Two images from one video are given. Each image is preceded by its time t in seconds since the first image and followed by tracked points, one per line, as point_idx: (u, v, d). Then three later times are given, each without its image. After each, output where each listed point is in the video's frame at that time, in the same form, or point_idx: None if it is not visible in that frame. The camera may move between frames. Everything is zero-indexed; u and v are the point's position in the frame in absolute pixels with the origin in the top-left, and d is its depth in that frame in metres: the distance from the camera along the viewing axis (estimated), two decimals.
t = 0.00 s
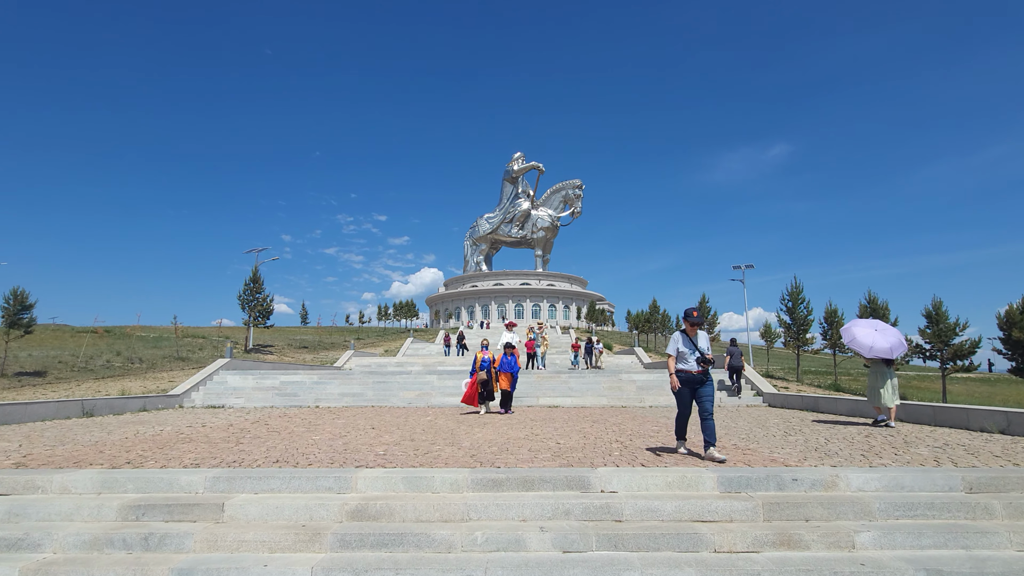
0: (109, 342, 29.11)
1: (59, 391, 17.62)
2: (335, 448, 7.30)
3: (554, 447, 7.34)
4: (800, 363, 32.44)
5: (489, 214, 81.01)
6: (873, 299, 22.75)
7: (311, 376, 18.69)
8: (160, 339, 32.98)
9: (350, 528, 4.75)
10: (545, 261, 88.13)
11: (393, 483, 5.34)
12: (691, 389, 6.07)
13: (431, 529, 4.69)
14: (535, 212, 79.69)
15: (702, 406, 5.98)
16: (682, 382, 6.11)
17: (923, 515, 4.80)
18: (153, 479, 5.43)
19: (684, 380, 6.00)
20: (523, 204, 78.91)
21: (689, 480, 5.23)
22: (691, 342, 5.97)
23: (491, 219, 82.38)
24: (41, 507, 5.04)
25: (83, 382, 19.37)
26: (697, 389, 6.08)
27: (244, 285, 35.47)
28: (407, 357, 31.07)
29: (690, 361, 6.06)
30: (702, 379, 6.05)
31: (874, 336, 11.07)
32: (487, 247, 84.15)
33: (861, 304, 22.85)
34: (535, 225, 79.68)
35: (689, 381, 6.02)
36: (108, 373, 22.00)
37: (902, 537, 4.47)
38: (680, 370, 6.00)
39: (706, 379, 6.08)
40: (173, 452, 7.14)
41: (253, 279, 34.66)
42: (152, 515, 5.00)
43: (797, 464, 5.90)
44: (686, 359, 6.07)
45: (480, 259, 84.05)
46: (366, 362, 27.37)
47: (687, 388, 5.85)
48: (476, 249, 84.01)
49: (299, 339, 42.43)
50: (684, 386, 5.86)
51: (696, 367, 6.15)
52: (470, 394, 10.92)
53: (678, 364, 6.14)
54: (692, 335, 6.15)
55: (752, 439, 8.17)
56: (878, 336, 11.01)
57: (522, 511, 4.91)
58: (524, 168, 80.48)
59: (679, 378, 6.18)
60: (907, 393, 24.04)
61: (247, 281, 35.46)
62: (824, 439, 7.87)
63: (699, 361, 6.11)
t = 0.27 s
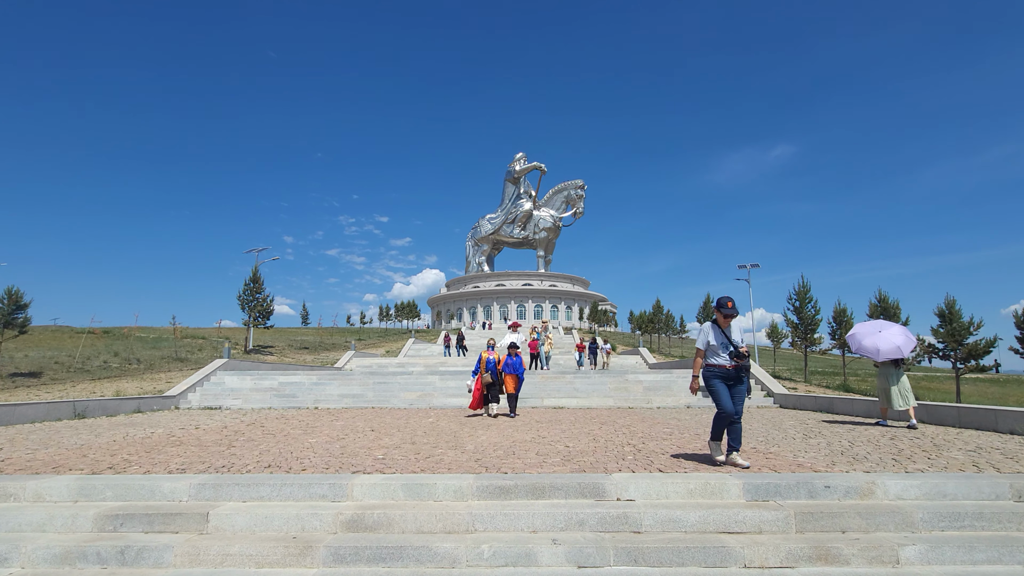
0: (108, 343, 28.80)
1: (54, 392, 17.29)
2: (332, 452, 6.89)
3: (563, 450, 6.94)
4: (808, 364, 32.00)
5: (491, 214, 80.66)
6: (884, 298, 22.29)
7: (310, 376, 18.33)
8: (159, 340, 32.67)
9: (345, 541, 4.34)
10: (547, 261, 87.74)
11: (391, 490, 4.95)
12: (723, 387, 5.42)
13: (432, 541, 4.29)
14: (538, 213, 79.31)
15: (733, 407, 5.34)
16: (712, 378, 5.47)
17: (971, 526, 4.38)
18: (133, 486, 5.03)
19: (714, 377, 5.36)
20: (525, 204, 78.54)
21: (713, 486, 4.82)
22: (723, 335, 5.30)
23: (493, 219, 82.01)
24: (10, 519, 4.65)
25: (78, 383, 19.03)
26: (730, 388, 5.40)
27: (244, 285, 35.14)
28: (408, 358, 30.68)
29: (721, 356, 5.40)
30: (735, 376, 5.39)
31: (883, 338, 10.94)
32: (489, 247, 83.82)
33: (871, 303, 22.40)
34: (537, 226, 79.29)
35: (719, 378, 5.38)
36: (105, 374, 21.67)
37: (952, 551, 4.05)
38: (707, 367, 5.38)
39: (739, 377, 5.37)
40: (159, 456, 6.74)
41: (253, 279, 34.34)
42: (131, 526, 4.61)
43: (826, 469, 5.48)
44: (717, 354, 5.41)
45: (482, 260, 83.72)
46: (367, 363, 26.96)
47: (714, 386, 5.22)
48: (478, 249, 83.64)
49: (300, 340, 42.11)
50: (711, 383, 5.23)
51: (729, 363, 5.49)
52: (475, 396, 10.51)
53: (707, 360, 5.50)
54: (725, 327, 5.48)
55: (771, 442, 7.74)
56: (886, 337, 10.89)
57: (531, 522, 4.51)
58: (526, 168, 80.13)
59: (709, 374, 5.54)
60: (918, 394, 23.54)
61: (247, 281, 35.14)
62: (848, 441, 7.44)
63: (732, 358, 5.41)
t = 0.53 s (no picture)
0: (107, 344, 28.50)
1: (49, 393, 16.95)
2: (328, 458, 6.49)
3: (574, 456, 6.52)
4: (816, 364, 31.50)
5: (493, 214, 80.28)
6: (896, 297, 21.81)
7: (311, 377, 17.95)
8: (160, 341, 32.37)
9: (339, 559, 3.93)
10: (550, 261, 87.31)
11: (391, 501, 4.54)
12: (762, 392, 4.90)
13: (435, 560, 3.88)
14: (540, 213, 78.90)
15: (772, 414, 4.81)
16: (750, 382, 4.95)
17: None
18: (112, 497, 4.63)
19: (751, 381, 4.84)
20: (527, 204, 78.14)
21: (743, 498, 4.40)
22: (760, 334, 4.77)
23: (496, 220, 81.65)
24: None
25: (75, 384, 18.70)
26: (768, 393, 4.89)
27: (245, 285, 34.82)
28: (410, 359, 30.29)
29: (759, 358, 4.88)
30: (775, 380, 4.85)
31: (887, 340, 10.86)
32: (492, 247, 83.45)
33: (882, 302, 21.92)
34: (540, 226, 78.89)
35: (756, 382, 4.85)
36: (103, 375, 21.33)
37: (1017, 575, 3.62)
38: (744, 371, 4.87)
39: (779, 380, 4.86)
40: (145, 462, 6.34)
41: (254, 279, 34.01)
42: (106, 541, 4.22)
43: (863, 478, 5.05)
44: (753, 356, 4.89)
45: (485, 260, 83.34)
46: (368, 364, 26.58)
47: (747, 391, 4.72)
48: (481, 249, 83.25)
49: (301, 341, 41.79)
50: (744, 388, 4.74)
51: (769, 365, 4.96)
52: (482, 399, 10.03)
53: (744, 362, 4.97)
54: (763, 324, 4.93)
55: (794, 447, 7.30)
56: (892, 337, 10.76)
57: (544, 539, 4.09)
58: (528, 168, 79.76)
59: (746, 378, 5.02)
60: (932, 395, 23.01)
61: (248, 281, 34.81)
62: (877, 447, 6.99)
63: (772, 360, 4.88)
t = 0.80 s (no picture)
0: (107, 344, 28.22)
1: (46, 394, 16.65)
2: (326, 463, 6.11)
3: (586, 461, 6.12)
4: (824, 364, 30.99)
5: (496, 214, 79.92)
6: (909, 296, 21.32)
7: (311, 377, 17.59)
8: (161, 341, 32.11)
9: None
10: (554, 261, 86.87)
11: (390, 513, 4.14)
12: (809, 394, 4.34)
13: None
14: (543, 213, 78.49)
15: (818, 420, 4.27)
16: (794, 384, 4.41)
17: None
18: (89, 507, 4.25)
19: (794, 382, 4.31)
20: (530, 204, 77.75)
21: (780, 510, 3.99)
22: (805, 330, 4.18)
23: (498, 220, 81.28)
24: None
25: (73, 385, 18.39)
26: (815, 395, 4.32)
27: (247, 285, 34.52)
28: (413, 359, 29.93)
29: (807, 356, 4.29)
30: (824, 381, 4.28)
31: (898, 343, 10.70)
32: (495, 248, 83.10)
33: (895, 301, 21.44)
34: (543, 226, 78.48)
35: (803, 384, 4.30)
36: (102, 375, 21.04)
37: None
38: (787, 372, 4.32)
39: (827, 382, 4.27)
40: (130, 468, 5.96)
41: (256, 279, 33.70)
42: (79, 557, 3.83)
43: (906, 488, 4.63)
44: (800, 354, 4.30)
45: (488, 260, 82.98)
46: (371, 364, 26.22)
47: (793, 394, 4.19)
48: (483, 250, 82.89)
49: (303, 341, 41.50)
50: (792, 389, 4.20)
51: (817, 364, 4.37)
52: (489, 400, 9.59)
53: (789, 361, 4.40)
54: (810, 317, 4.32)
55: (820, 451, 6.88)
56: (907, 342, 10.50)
57: (561, 557, 3.68)
58: (531, 167, 79.37)
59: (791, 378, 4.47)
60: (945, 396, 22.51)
61: (249, 281, 34.51)
62: (909, 451, 6.56)
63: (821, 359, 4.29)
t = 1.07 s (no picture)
0: (107, 344, 27.93)
1: (41, 394, 16.32)
2: (321, 470, 5.69)
3: (601, 468, 5.67)
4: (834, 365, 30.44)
5: (500, 214, 79.50)
6: (924, 294, 20.79)
7: (312, 377, 17.21)
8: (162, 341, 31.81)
9: None
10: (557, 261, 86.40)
11: (388, 529, 3.71)
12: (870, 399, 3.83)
13: None
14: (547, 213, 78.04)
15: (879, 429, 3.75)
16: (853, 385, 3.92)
17: None
18: (55, 520, 3.84)
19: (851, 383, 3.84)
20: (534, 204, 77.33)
21: (826, 528, 3.55)
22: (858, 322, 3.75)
23: (502, 220, 80.89)
24: None
25: (70, 385, 18.06)
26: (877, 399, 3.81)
27: (248, 284, 34.21)
28: (416, 359, 29.53)
29: (865, 353, 3.84)
30: (886, 382, 3.77)
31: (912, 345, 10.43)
32: (498, 248, 82.70)
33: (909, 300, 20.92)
34: (547, 226, 78.03)
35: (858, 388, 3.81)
36: (100, 376, 20.71)
37: None
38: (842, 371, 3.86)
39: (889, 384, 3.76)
40: (111, 475, 5.55)
41: (257, 279, 33.39)
42: None
43: (959, 501, 4.17)
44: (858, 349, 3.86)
45: (491, 260, 82.59)
46: (373, 365, 25.84)
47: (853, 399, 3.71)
48: (487, 249, 82.49)
49: (306, 341, 41.18)
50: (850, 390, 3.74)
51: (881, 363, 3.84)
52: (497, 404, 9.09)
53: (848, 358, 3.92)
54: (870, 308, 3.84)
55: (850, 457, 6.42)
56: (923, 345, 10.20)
57: None
58: (535, 167, 78.97)
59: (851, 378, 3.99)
60: (961, 397, 21.95)
61: (251, 281, 34.19)
62: (948, 458, 6.09)
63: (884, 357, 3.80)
